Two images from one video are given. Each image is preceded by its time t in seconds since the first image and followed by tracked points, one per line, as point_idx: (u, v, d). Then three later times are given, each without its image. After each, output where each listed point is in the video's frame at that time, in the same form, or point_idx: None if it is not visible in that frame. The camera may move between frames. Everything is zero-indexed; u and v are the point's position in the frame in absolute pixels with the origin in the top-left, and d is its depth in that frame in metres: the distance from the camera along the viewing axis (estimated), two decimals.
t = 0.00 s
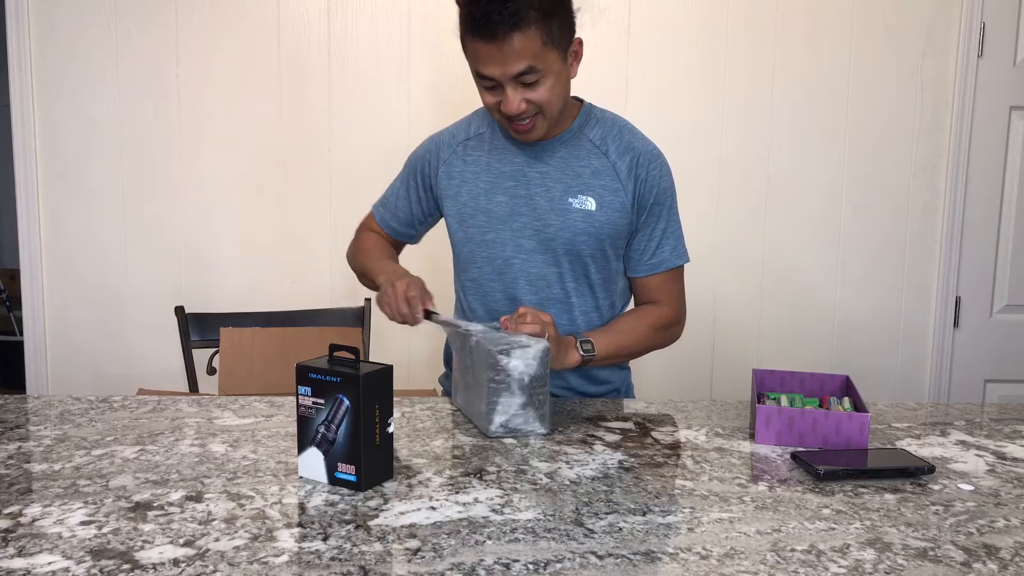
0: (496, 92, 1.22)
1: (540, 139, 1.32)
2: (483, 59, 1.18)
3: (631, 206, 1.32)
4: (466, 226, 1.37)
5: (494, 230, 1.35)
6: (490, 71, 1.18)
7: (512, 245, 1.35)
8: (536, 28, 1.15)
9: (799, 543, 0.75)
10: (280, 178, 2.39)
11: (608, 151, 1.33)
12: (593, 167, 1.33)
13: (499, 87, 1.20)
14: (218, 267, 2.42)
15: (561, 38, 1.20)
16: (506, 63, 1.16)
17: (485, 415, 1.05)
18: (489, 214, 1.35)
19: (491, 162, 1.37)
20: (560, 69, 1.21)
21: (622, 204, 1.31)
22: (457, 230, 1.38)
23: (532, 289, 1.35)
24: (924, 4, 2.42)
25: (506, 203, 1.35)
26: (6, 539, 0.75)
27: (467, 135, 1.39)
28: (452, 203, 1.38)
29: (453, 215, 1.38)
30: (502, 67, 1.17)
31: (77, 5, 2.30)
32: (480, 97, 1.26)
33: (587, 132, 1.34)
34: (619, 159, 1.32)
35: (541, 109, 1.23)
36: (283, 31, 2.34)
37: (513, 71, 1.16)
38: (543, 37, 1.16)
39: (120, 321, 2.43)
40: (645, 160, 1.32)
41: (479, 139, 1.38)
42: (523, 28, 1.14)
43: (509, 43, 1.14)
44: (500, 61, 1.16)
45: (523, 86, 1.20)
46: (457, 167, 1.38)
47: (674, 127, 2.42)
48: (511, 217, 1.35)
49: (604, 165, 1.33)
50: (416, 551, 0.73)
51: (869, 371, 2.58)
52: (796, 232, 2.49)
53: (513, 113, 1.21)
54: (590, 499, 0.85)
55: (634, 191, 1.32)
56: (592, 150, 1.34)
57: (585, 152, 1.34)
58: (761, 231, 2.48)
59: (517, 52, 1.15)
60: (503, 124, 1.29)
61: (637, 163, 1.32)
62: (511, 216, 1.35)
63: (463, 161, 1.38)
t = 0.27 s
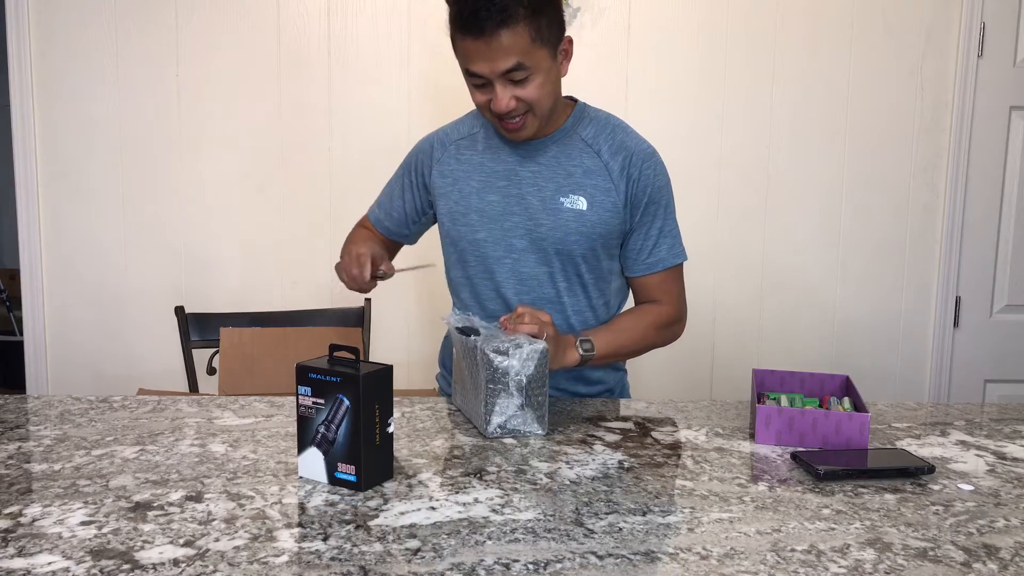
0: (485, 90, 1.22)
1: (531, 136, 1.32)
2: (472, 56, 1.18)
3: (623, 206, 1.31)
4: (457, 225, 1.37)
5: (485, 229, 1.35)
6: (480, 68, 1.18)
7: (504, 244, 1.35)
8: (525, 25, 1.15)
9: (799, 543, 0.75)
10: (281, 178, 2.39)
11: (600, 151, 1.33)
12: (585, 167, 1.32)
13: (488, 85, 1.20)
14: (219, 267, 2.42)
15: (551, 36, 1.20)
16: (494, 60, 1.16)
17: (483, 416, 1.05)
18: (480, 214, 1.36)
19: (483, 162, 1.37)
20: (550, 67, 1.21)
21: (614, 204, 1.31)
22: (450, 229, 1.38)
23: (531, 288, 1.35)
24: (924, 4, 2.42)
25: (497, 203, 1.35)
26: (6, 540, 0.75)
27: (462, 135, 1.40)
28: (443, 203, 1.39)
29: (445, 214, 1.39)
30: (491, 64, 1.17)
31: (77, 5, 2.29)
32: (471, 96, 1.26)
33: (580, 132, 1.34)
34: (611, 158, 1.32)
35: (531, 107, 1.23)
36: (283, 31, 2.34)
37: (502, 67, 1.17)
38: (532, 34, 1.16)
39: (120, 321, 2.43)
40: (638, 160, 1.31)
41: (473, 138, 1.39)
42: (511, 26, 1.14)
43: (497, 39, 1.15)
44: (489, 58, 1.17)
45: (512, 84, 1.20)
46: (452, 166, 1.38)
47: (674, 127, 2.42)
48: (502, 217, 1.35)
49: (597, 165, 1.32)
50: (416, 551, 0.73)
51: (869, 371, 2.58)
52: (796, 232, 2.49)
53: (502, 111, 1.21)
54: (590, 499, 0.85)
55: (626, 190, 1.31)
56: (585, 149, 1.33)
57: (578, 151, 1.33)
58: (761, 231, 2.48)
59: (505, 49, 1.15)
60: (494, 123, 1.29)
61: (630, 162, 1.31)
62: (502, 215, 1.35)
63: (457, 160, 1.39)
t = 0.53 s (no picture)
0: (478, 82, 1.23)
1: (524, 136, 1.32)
2: (468, 45, 1.19)
3: (621, 208, 1.32)
4: (455, 229, 1.37)
5: (483, 231, 1.35)
6: (473, 57, 1.19)
7: (501, 246, 1.35)
8: (522, 17, 1.17)
9: (799, 543, 0.75)
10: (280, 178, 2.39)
11: (597, 152, 1.34)
12: (583, 168, 1.33)
13: (481, 75, 1.21)
14: (218, 267, 2.42)
15: (549, 35, 1.22)
16: (489, 48, 1.18)
17: (482, 416, 1.05)
18: (478, 217, 1.36)
19: (480, 164, 1.37)
20: (544, 63, 1.22)
21: (613, 206, 1.31)
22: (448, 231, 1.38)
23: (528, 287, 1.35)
24: (924, 4, 2.42)
25: (495, 204, 1.35)
26: (6, 539, 0.75)
27: (458, 138, 1.40)
28: (441, 207, 1.39)
29: (443, 218, 1.39)
30: (486, 52, 1.18)
31: (77, 5, 2.30)
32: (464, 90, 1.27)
33: (576, 133, 1.35)
34: (608, 160, 1.33)
35: (523, 101, 1.23)
36: (282, 31, 2.33)
37: (496, 56, 1.18)
38: (528, 26, 1.18)
39: (120, 321, 2.43)
40: (636, 160, 1.32)
41: (468, 142, 1.39)
42: (509, 17, 1.17)
43: (493, 27, 1.16)
44: (484, 47, 1.18)
45: (505, 76, 1.20)
46: (450, 170, 1.39)
47: (673, 127, 2.42)
48: (500, 218, 1.35)
49: (594, 167, 1.33)
50: (416, 551, 0.73)
51: (869, 371, 2.58)
52: (796, 232, 2.49)
53: (493, 102, 1.21)
54: (590, 499, 0.85)
55: (623, 192, 1.32)
56: (582, 150, 1.34)
57: (575, 152, 1.34)
58: (761, 231, 2.48)
59: (500, 38, 1.17)
60: (485, 119, 1.29)
61: (627, 164, 1.32)
62: (500, 217, 1.35)
63: (453, 163, 1.39)
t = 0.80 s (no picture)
0: (480, 80, 1.23)
1: (520, 134, 1.32)
2: (469, 42, 1.19)
3: (615, 203, 1.31)
4: (455, 228, 1.37)
5: (480, 231, 1.36)
6: (475, 54, 1.19)
7: (498, 245, 1.35)
8: (524, 14, 1.17)
9: (799, 543, 0.75)
10: (280, 177, 2.39)
11: (590, 149, 1.33)
12: (577, 165, 1.33)
13: (483, 73, 1.21)
14: (219, 267, 2.42)
15: (549, 31, 1.22)
16: (492, 45, 1.17)
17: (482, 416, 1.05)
18: (474, 216, 1.36)
19: (476, 165, 1.38)
20: (545, 60, 1.22)
21: (606, 201, 1.31)
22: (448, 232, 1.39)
23: (527, 287, 1.35)
24: (924, 4, 2.42)
25: (492, 203, 1.35)
26: (6, 539, 0.75)
27: (455, 142, 1.41)
28: (439, 210, 1.40)
29: (442, 219, 1.39)
30: (488, 50, 1.18)
31: (77, 6, 2.30)
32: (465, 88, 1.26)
33: (572, 131, 1.35)
34: (603, 156, 1.32)
35: (524, 99, 1.23)
36: (283, 31, 2.34)
37: (499, 54, 1.17)
38: (530, 24, 1.18)
39: (120, 321, 2.43)
40: (628, 156, 1.31)
41: (465, 144, 1.40)
42: (511, 12, 1.16)
43: (495, 24, 1.16)
44: (486, 44, 1.18)
45: (507, 73, 1.20)
46: (448, 173, 1.39)
47: (673, 127, 2.42)
48: (496, 217, 1.35)
49: (588, 163, 1.32)
50: (416, 551, 0.73)
51: (869, 371, 2.58)
52: (796, 231, 2.49)
53: (496, 100, 1.21)
54: (590, 499, 0.85)
55: (617, 188, 1.31)
56: (577, 147, 1.34)
57: (569, 150, 1.34)
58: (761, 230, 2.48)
59: (503, 35, 1.17)
60: (485, 117, 1.28)
61: (621, 159, 1.31)
62: (496, 216, 1.35)
63: (450, 166, 1.39)
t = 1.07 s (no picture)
0: (475, 78, 1.22)
1: (512, 134, 1.32)
2: (464, 40, 1.19)
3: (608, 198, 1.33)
4: (445, 233, 1.37)
5: (473, 233, 1.35)
6: (471, 52, 1.18)
7: (493, 246, 1.35)
8: (519, 10, 1.18)
9: (799, 543, 0.75)
10: (280, 177, 2.39)
11: (581, 146, 1.34)
12: (569, 162, 1.33)
13: (479, 70, 1.20)
14: (218, 267, 2.42)
15: (541, 28, 1.23)
16: (488, 43, 1.17)
17: (491, 411, 1.05)
18: (468, 219, 1.35)
19: (465, 168, 1.37)
20: (538, 58, 1.23)
21: (600, 197, 1.32)
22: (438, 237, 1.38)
23: (525, 286, 1.35)
24: (924, 4, 2.42)
25: (484, 205, 1.35)
26: (6, 539, 0.75)
27: (439, 146, 1.40)
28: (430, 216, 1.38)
29: (432, 224, 1.38)
30: (484, 47, 1.18)
31: (77, 6, 2.30)
32: (457, 88, 1.25)
33: (561, 129, 1.35)
34: (594, 152, 1.33)
35: (520, 97, 1.23)
36: (283, 31, 2.34)
37: (495, 51, 1.17)
38: (524, 21, 1.19)
39: (120, 321, 2.43)
40: (619, 153, 1.33)
41: (451, 147, 1.39)
42: (506, 9, 1.17)
43: (491, 22, 1.16)
44: (482, 41, 1.18)
45: (503, 70, 1.20)
46: (435, 178, 1.38)
47: (673, 127, 2.42)
48: (489, 218, 1.34)
49: (580, 160, 1.33)
50: (416, 551, 0.73)
51: (868, 371, 2.58)
52: (796, 231, 2.49)
53: (493, 97, 1.21)
54: (590, 499, 0.85)
55: (609, 183, 1.33)
56: (568, 146, 1.34)
57: (561, 148, 1.34)
58: (761, 230, 2.48)
59: (499, 31, 1.17)
60: (478, 117, 1.28)
61: (612, 155, 1.33)
62: (490, 217, 1.34)
63: (438, 169, 1.38)
